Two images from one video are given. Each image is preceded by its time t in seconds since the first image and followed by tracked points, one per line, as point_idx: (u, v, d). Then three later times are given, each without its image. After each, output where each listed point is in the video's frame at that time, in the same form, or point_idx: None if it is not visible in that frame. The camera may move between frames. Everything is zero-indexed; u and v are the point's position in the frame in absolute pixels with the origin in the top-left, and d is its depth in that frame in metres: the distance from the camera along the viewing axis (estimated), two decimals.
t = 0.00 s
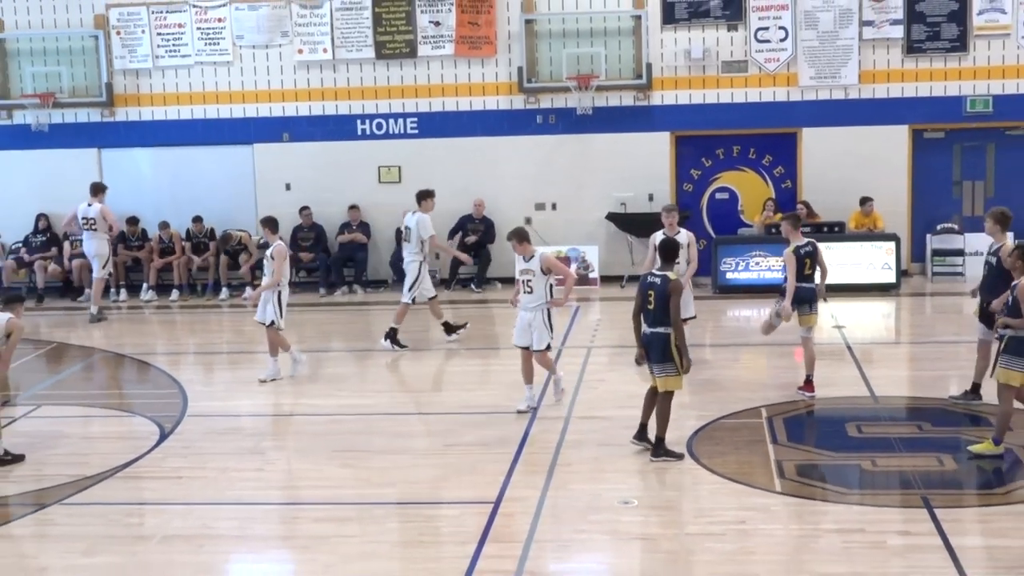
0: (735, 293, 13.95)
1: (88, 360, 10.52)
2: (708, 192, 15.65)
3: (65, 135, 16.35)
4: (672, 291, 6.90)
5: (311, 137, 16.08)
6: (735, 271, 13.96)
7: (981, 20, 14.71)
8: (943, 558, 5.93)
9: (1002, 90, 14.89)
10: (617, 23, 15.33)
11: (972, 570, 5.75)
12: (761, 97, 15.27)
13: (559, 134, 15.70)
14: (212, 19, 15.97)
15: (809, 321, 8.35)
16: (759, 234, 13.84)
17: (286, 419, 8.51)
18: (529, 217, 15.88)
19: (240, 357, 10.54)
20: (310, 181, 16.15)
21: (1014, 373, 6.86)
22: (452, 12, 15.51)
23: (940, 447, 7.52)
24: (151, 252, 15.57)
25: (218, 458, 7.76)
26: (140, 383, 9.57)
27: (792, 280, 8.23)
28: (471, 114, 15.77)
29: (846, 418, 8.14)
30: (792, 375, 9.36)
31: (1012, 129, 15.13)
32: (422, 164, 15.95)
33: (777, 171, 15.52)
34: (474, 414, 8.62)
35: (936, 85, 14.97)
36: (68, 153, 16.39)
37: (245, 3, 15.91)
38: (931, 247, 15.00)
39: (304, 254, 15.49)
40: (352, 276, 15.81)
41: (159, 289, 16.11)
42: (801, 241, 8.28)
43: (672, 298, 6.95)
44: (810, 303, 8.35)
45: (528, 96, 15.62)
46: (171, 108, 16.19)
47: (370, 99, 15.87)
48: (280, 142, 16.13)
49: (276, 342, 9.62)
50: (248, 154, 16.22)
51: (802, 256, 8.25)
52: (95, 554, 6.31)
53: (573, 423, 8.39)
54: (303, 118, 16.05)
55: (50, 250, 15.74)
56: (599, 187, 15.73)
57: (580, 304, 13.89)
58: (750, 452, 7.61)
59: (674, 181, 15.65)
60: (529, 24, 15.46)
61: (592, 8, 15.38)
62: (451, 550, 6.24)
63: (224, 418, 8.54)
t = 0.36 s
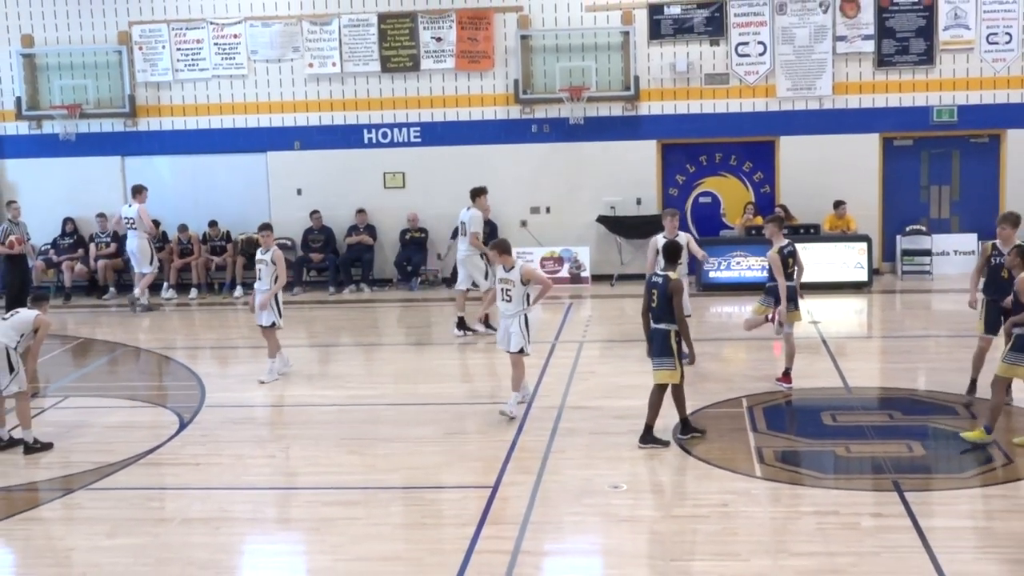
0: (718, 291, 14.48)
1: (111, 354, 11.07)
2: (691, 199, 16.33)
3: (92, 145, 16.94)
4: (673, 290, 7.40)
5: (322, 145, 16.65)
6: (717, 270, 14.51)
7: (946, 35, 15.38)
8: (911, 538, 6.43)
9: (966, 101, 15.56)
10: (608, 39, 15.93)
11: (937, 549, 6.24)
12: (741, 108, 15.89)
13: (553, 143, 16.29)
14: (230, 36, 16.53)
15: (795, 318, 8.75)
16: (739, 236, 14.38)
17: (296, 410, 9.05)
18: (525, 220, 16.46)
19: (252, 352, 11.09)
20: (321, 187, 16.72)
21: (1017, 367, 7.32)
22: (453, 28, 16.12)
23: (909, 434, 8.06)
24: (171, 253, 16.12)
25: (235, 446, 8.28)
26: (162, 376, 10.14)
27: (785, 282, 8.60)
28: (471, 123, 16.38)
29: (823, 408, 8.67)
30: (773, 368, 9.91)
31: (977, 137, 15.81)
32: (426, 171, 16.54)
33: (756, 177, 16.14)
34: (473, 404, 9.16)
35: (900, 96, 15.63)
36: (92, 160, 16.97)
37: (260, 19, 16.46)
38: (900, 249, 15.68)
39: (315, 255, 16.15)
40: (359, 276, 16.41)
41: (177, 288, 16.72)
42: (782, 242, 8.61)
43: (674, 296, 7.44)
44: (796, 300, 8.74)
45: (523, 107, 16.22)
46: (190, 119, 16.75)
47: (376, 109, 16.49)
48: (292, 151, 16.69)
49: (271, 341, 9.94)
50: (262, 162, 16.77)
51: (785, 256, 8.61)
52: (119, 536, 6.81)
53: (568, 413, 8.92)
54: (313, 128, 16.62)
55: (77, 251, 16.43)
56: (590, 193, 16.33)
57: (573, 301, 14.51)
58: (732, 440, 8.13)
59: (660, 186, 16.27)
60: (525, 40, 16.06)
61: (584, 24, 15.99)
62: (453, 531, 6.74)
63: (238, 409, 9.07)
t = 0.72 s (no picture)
0: (703, 290, 14.91)
1: (127, 351, 11.51)
2: (678, 202, 16.75)
3: (109, 151, 17.34)
4: (678, 284, 7.75)
5: (328, 150, 17.06)
6: (704, 270, 14.93)
7: (921, 47, 15.85)
8: (887, 525, 6.82)
9: (939, 109, 16.02)
10: (599, 50, 16.38)
11: (912, 535, 6.64)
12: (726, 116, 16.36)
13: (548, 148, 16.72)
14: (240, 46, 16.93)
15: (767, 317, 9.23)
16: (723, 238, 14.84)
17: (302, 404, 9.47)
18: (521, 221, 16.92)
19: (259, 349, 11.53)
20: (328, 191, 17.13)
21: None
22: (452, 39, 16.56)
23: (886, 427, 8.47)
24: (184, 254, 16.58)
25: (244, 437, 8.70)
26: (176, 371, 10.58)
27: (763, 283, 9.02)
28: (469, 130, 16.80)
29: (803, 401, 9.09)
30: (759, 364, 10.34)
31: (951, 144, 16.21)
32: (428, 175, 16.97)
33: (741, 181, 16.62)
34: (472, 398, 9.59)
35: (876, 105, 16.07)
36: (109, 164, 17.38)
37: (269, 31, 16.88)
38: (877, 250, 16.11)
39: (321, 255, 16.55)
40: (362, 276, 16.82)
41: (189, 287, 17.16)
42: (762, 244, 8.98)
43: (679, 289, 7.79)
44: (768, 300, 9.21)
45: (519, 115, 16.65)
46: (202, 125, 17.16)
47: (379, 117, 16.90)
48: (300, 156, 17.11)
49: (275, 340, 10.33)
50: (270, 167, 17.19)
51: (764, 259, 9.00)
52: (134, 523, 7.21)
53: (562, 407, 9.34)
54: (320, 134, 17.03)
55: (94, 252, 16.88)
56: (582, 196, 16.76)
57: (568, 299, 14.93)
58: (718, 431, 8.55)
59: (649, 190, 16.71)
60: (521, 51, 16.49)
61: (577, 36, 16.42)
62: (453, 518, 7.14)
63: (247, 403, 9.50)
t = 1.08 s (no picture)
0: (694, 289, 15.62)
1: (145, 348, 11.97)
2: (669, 207, 17.23)
3: (129, 157, 17.81)
4: (692, 284, 8.21)
5: (336, 157, 17.50)
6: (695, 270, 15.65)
7: (901, 58, 16.30)
8: (868, 513, 7.23)
9: (919, 116, 16.44)
10: (594, 61, 16.85)
11: (893, 523, 7.04)
12: (714, 124, 16.80)
13: (545, 155, 17.17)
14: (253, 58, 17.37)
15: (744, 318, 9.53)
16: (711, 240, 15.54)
17: (311, 398, 9.92)
18: (520, 224, 17.38)
19: (269, 347, 11.98)
20: (337, 196, 17.59)
21: None
22: (455, 51, 17.00)
23: (868, 420, 8.89)
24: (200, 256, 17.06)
25: (257, 430, 9.14)
26: (193, 366, 11.07)
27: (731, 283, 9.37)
28: (470, 137, 17.26)
29: (789, 395, 9.52)
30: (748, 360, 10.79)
31: (930, 150, 16.67)
32: (432, 181, 17.42)
33: (729, 187, 17.03)
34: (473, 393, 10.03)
35: (856, 113, 16.51)
36: (130, 169, 17.84)
37: (280, 43, 17.31)
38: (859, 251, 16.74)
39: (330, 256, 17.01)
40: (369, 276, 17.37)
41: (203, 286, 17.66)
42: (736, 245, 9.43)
43: (693, 289, 8.26)
44: (745, 302, 9.49)
45: (518, 123, 17.10)
46: (217, 133, 17.62)
47: (384, 125, 17.36)
48: (309, 162, 17.56)
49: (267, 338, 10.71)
50: (281, 172, 17.64)
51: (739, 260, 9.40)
52: (152, 512, 7.63)
53: (560, 401, 9.78)
54: (329, 142, 17.47)
55: (114, 253, 17.41)
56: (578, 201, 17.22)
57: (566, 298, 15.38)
58: (708, 424, 8.98)
59: (642, 194, 17.17)
60: (521, 62, 16.93)
61: (573, 48, 16.88)
62: (456, 507, 7.55)
63: (259, 398, 9.94)
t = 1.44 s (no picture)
0: (686, 289, 16.17)
1: (164, 347, 12.46)
2: (661, 210, 17.73)
3: (148, 163, 18.31)
4: (723, 289, 8.63)
5: (346, 163, 17.98)
6: (687, 270, 16.19)
7: (884, 69, 16.73)
8: (851, 503, 7.65)
9: (900, 125, 16.90)
10: (591, 72, 17.30)
11: (876, 512, 7.45)
12: (705, 132, 17.27)
13: (544, 161, 17.65)
14: (266, 69, 17.85)
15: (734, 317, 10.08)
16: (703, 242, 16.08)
17: (321, 393, 10.39)
18: (520, 227, 17.86)
19: (281, 345, 12.49)
20: (346, 200, 18.06)
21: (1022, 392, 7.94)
22: (458, 62, 17.45)
23: (852, 413, 9.33)
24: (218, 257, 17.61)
25: (270, 423, 9.61)
26: (211, 363, 11.61)
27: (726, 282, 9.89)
28: (473, 144, 17.72)
29: (776, 391, 9.97)
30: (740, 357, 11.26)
31: (909, 156, 17.08)
32: (438, 186, 17.89)
33: (719, 191, 17.53)
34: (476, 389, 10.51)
35: (833, 122, 17.00)
36: (149, 175, 18.33)
37: (292, 55, 17.78)
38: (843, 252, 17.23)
39: (340, 257, 17.50)
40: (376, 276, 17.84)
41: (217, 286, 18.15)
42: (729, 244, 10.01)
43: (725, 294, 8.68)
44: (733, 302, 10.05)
45: (519, 130, 17.56)
46: (231, 141, 18.09)
47: (391, 133, 17.82)
48: (319, 168, 18.04)
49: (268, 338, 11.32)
50: (292, 178, 18.12)
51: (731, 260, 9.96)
52: (171, 501, 8.08)
53: (559, 396, 10.24)
54: (339, 148, 17.96)
55: (134, 254, 17.88)
56: (575, 205, 17.70)
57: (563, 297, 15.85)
58: (699, 418, 9.45)
59: (636, 198, 17.66)
60: (521, 72, 17.38)
61: (570, 59, 17.34)
62: (459, 496, 8.00)
63: (271, 393, 10.42)
